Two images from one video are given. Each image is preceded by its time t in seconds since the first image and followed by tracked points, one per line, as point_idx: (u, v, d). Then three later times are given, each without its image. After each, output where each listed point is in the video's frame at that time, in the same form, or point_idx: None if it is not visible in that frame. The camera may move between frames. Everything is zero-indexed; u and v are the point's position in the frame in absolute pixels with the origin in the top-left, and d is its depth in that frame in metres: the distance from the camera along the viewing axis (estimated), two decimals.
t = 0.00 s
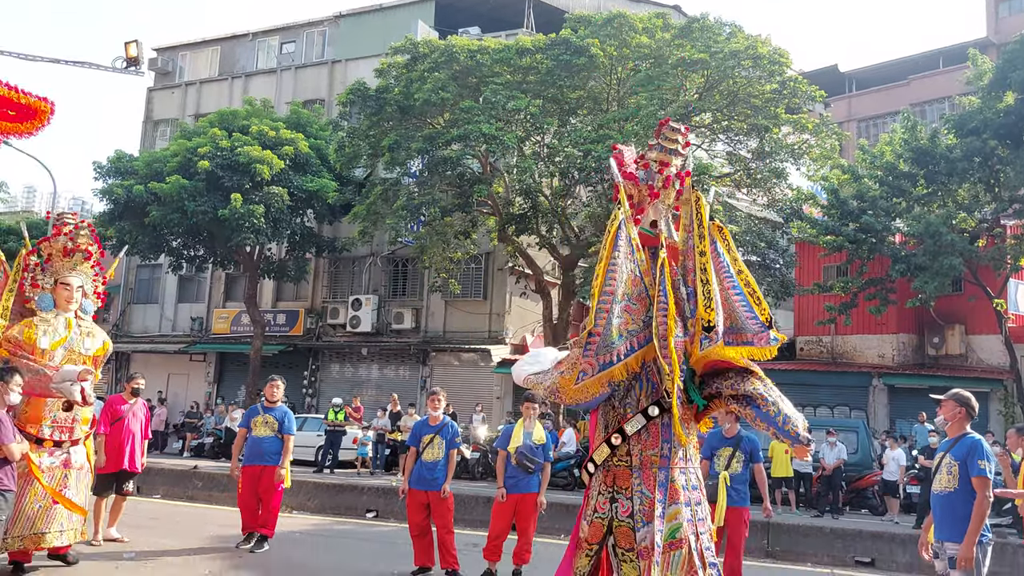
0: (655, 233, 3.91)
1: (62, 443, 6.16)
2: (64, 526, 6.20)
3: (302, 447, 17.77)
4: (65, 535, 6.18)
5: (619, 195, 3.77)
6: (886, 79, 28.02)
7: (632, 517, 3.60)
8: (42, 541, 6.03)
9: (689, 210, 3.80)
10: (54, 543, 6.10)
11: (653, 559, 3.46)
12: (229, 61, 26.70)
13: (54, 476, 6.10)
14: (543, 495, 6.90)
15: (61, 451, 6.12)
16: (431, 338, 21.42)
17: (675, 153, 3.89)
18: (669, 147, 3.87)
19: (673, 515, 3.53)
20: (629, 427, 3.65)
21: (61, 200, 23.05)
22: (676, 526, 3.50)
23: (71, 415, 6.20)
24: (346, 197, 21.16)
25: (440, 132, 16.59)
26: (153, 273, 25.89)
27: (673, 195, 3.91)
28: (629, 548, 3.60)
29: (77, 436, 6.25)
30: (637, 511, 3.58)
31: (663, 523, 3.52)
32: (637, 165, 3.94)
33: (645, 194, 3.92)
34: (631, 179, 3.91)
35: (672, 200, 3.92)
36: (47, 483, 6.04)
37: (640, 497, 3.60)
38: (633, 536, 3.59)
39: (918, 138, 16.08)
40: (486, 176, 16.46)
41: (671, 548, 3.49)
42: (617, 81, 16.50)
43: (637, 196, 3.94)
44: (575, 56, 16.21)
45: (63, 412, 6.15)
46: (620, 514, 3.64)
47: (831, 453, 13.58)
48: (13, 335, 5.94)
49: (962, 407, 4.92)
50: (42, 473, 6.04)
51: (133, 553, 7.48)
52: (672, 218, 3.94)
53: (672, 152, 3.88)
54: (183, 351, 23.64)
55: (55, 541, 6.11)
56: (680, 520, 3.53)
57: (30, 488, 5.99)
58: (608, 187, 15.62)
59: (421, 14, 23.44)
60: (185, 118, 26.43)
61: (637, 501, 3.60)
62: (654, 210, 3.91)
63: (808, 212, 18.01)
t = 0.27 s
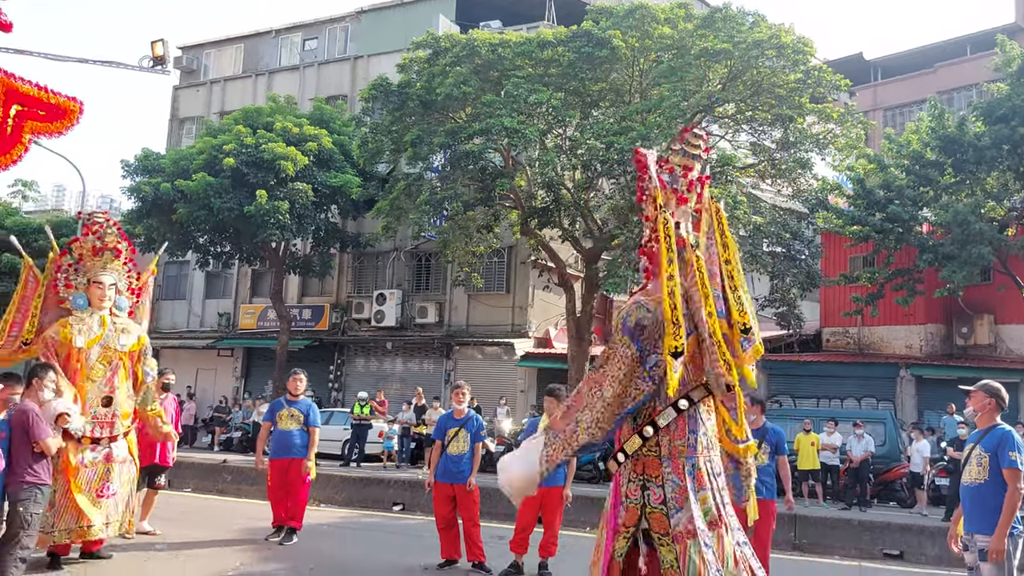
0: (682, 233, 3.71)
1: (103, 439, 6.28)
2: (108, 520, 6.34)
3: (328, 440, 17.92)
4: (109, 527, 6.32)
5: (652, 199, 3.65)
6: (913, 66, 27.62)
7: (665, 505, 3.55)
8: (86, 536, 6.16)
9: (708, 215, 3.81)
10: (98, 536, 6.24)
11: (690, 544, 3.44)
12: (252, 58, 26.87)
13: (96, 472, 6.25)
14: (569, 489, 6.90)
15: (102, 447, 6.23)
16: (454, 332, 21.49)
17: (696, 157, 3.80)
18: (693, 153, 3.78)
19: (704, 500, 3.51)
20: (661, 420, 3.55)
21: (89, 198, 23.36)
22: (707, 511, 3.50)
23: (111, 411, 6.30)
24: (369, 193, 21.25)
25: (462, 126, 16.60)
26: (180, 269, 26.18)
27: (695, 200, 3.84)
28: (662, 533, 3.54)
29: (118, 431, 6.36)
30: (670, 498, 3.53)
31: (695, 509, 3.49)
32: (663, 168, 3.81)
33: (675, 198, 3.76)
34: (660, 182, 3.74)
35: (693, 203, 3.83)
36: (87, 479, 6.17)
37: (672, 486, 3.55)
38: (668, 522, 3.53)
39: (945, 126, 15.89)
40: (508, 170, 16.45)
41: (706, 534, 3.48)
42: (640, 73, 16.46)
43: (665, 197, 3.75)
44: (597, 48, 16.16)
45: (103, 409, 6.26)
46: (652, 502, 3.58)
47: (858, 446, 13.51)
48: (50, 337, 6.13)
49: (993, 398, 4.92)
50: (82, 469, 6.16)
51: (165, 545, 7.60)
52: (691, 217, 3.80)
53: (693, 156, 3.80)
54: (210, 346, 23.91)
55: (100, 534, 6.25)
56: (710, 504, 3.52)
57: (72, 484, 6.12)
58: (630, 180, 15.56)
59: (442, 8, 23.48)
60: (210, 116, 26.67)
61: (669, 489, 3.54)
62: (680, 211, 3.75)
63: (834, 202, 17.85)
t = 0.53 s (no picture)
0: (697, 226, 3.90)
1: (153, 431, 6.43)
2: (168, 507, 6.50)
3: (356, 434, 18.05)
4: (172, 514, 6.47)
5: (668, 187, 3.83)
6: (942, 54, 27.21)
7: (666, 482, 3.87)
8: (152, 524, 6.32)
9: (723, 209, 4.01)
10: (162, 524, 6.40)
11: (685, 520, 3.70)
12: (277, 55, 27.02)
13: (153, 462, 6.38)
14: (596, 482, 6.91)
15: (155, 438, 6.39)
16: (479, 327, 21.54)
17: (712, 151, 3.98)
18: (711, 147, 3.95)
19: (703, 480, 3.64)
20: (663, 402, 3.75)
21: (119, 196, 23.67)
22: (708, 491, 3.54)
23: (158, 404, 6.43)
24: (394, 188, 21.34)
25: (486, 121, 16.58)
26: (209, 266, 26.45)
27: (713, 191, 4.02)
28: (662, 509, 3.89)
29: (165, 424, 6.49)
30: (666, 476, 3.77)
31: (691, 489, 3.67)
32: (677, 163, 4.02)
33: (687, 190, 3.97)
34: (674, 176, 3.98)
35: (712, 196, 4.01)
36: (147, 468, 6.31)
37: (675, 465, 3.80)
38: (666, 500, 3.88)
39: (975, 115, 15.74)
40: (532, 164, 16.45)
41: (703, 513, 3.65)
42: (664, 65, 16.49)
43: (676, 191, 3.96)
44: (621, 41, 16.07)
45: (152, 402, 6.39)
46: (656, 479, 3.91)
47: (888, 439, 13.43)
48: (100, 334, 6.18)
49: None
50: (139, 462, 6.28)
51: (197, 537, 7.70)
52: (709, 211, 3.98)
53: (713, 148, 3.97)
54: (238, 342, 24.16)
55: (164, 521, 6.41)
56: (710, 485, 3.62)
57: (134, 477, 6.24)
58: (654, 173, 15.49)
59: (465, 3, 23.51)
60: (237, 114, 26.91)
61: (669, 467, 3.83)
62: (694, 204, 3.95)
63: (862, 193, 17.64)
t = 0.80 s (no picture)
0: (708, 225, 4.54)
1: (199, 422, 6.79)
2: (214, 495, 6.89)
3: (388, 428, 18.18)
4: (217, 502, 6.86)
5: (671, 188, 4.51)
6: (978, 41, 26.70)
7: (668, 475, 4.40)
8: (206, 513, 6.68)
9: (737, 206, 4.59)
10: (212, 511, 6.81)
11: (686, 509, 4.24)
12: (308, 53, 27.21)
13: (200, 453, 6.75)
14: (629, 475, 6.88)
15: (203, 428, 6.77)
16: (509, 321, 21.56)
17: (723, 150, 4.57)
18: (720, 147, 4.56)
19: (708, 473, 4.21)
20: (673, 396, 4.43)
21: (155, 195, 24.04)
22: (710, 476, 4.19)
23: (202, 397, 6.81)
24: (424, 183, 21.42)
25: (515, 115, 16.56)
26: (243, 262, 26.76)
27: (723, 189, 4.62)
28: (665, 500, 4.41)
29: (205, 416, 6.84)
30: (674, 469, 4.36)
31: (694, 481, 4.26)
32: (689, 163, 4.62)
33: (696, 189, 4.58)
34: (683, 175, 4.58)
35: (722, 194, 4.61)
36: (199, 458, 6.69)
37: (679, 458, 4.35)
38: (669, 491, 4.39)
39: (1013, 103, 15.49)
40: (561, 157, 16.44)
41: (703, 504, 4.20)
42: (693, 56, 16.41)
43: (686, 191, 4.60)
44: (650, 32, 15.99)
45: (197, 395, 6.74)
46: (661, 472, 4.44)
47: (924, 432, 13.23)
48: (157, 329, 6.49)
49: None
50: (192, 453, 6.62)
51: (234, 530, 7.81)
52: (721, 209, 4.61)
53: (720, 150, 4.58)
54: (272, 337, 24.43)
55: (212, 510, 6.77)
56: (714, 477, 4.20)
57: (190, 468, 6.59)
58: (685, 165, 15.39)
59: None
60: (268, 112, 27.17)
61: (675, 461, 4.37)
62: (702, 203, 4.58)
63: (897, 183, 17.39)
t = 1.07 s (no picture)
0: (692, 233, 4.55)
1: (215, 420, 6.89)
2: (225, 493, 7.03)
3: (409, 422, 18.27)
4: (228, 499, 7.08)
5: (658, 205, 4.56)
6: (1000, 27, 26.32)
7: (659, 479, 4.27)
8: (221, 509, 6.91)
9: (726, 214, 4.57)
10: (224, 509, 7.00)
11: (674, 513, 4.09)
12: (326, 49, 27.29)
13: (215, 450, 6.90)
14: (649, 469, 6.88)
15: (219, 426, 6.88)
16: (528, 315, 21.57)
17: (706, 159, 4.61)
18: (705, 158, 4.61)
19: (692, 476, 4.03)
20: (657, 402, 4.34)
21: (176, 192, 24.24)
22: (695, 481, 4.01)
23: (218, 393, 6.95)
24: (442, 178, 21.45)
25: (532, 108, 16.53)
26: (263, 258, 26.94)
27: (710, 200, 4.63)
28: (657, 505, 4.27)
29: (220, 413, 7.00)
30: (660, 472, 4.26)
31: (681, 485, 4.11)
32: (677, 172, 4.65)
33: (679, 201, 4.60)
34: (670, 187, 4.60)
35: (709, 205, 4.63)
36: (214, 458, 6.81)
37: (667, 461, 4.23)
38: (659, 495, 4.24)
39: None
40: (579, 150, 16.42)
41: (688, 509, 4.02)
42: (711, 48, 16.38)
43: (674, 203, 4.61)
44: (667, 24, 15.93)
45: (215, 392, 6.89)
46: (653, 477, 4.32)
47: (948, 424, 13.11)
48: (183, 324, 6.54)
49: None
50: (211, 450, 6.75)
51: (256, 524, 7.88)
52: (708, 219, 4.63)
53: (705, 162, 4.63)
54: (293, 333, 24.59)
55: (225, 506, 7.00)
56: (699, 481, 4.01)
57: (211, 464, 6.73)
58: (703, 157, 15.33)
59: None
60: (287, 108, 27.31)
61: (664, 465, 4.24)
62: (686, 212, 4.60)
63: (919, 173, 17.21)
